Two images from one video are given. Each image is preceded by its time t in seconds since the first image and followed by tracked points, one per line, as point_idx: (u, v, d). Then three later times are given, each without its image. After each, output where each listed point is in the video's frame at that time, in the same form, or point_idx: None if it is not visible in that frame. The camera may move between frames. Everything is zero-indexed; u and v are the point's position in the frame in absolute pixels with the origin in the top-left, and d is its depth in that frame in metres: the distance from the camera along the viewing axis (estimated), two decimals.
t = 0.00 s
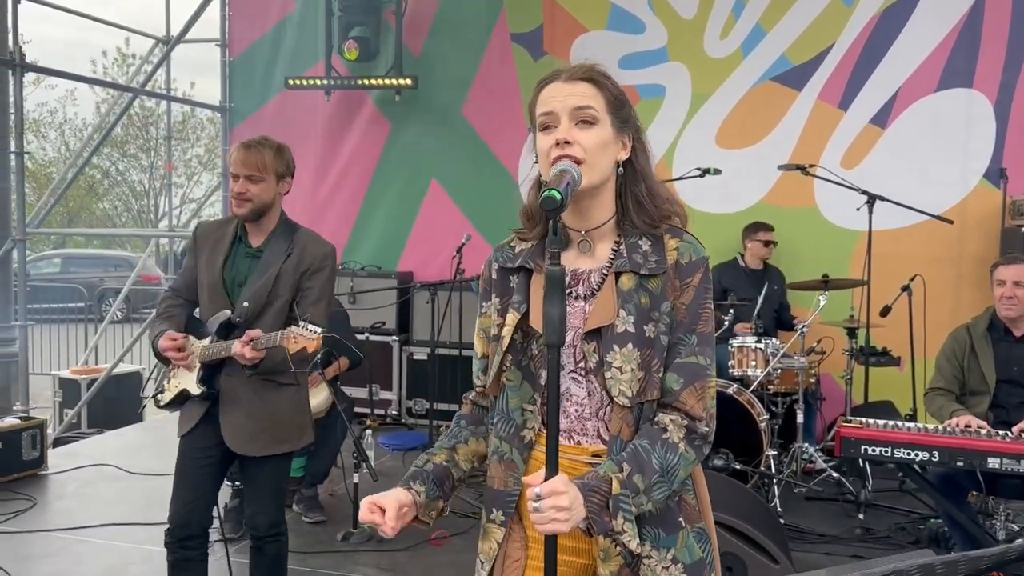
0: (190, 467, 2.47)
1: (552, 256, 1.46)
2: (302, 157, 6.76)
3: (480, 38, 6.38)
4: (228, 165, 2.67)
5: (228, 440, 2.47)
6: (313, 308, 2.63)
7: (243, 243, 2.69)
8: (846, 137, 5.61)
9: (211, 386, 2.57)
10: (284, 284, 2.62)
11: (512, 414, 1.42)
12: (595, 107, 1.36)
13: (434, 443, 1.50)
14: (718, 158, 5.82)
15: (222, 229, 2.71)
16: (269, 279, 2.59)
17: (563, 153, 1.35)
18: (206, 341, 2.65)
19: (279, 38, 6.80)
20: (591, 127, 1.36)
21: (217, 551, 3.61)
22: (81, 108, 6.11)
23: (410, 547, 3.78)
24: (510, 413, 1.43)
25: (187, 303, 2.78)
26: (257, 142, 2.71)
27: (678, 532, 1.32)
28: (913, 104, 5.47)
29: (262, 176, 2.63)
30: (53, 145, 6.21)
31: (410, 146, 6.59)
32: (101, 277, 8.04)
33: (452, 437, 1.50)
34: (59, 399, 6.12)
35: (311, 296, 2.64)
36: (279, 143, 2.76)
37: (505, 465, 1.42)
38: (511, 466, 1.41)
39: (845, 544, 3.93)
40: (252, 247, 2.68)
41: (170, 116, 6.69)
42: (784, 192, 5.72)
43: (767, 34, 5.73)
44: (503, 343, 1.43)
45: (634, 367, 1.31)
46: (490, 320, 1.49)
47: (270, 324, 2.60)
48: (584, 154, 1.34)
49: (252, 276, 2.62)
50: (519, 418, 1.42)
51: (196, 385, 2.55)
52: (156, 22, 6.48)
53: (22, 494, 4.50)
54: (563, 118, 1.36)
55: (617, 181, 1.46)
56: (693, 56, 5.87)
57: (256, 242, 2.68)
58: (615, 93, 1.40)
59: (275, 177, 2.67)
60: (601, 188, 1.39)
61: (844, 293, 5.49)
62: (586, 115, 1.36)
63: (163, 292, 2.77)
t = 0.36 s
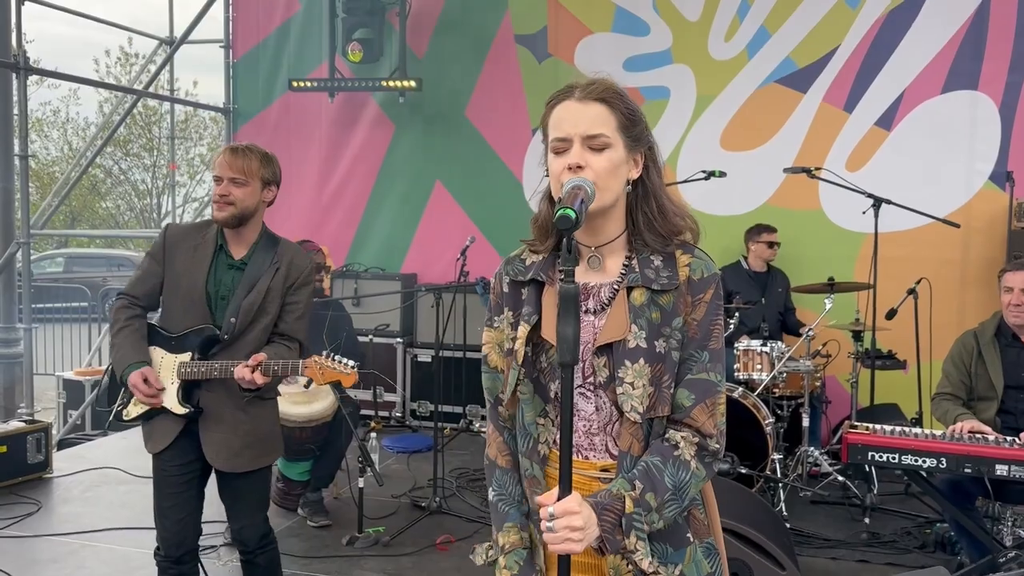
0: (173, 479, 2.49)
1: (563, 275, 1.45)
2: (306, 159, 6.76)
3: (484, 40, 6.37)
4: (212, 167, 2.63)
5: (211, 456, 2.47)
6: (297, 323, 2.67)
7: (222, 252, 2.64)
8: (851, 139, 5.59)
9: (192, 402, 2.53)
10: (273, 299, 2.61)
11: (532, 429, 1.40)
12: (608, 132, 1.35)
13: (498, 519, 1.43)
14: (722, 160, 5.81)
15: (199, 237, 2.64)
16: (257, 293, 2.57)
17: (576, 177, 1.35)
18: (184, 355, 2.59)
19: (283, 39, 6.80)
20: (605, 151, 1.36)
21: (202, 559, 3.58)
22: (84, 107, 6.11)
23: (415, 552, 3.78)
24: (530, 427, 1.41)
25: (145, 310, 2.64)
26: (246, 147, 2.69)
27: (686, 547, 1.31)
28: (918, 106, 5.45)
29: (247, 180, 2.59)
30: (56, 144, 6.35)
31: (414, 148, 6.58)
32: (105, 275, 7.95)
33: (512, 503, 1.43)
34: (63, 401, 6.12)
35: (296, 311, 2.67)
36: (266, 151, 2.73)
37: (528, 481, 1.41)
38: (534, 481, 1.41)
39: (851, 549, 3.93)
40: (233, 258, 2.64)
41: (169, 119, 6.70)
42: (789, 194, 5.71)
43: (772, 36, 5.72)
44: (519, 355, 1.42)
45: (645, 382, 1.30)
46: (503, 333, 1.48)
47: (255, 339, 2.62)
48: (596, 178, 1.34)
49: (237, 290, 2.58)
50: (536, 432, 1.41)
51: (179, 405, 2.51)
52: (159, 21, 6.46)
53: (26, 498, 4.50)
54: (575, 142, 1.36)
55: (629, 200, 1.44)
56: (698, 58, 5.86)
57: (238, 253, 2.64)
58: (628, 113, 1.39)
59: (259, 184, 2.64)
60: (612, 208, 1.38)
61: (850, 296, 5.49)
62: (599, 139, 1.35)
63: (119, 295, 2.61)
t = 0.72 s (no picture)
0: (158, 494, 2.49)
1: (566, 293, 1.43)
2: (308, 162, 6.74)
3: (486, 42, 6.35)
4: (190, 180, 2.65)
5: (190, 476, 2.46)
6: (273, 338, 2.68)
7: (193, 265, 2.63)
8: (855, 142, 5.56)
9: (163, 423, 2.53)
10: (248, 314, 2.61)
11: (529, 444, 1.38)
12: (621, 143, 1.33)
13: (469, 519, 1.45)
14: (726, 163, 5.78)
15: (168, 249, 2.62)
16: (231, 310, 2.56)
17: (588, 187, 1.32)
18: (156, 373, 2.56)
19: (285, 41, 6.77)
20: (618, 161, 1.33)
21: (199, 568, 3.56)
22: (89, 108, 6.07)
23: (417, 559, 3.76)
24: (527, 442, 1.39)
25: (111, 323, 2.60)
26: (224, 158, 2.70)
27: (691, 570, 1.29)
28: (923, 109, 5.42)
29: (226, 192, 2.61)
30: (58, 144, 6.23)
31: (417, 150, 6.56)
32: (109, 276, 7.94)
33: (485, 504, 1.44)
34: (66, 403, 6.10)
35: (271, 326, 2.68)
36: (244, 166, 2.75)
37: (522, 498, 1.38)
38: (527, 501, 1.38)
39: (855, 555, 3.91)
40: (206, 271, 2.63)
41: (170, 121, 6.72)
42: (793, 197, 5.68)
43: (775, 39, 5.69)
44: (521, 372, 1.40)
45: (651, 403, 1.27)
46: (501, 345, 1.46)
47: (230, 355, 2.61)
48: (608, 189, 1.31)
49: (211, 305, 2.57)
50: (536, 448, 1.39)
51: (151, 425, 2.50)
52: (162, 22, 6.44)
53: (27, 503, 4.49)
54: (589, 151, 1.33)
55: (637, 215, 1.42)
56: (702, 59, 5.83)
57: (209, 267, 2.64)
58: (643, 125, 1.37)
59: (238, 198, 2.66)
60: (622, 221, 1.36)
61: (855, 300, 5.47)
62: (612, 149, 1.32)
63: (82, 308, 2.57)
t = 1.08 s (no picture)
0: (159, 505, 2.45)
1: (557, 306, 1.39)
2: (307, 163, 6.72)
3: (485, 42, 6.32)
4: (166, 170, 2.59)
5: (183, 484, 2.41)
6: (263, 333, 2.62)
7: (174, 265, 2.58)
8: (855, 143, 5.53)
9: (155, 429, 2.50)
10: (232, 310, 2.55)
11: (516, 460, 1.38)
12: (608, 159, 1.31)
13: (457, 534, 1.44)
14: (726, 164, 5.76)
15: (148, 251, 2.58)
16: (213, 307, 2.50)
17: (575, 205, 1.30)
18: (145, 379, 2.55)
19: (284, 41, 6.76)
20: (605, 177, 1.31)
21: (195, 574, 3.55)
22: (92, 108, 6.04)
23: (414, 564, 3.74)
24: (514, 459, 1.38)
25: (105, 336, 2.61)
26: (204, 150, 2.65)
27: None
28: (924, 110, 5.39)
29: (206, 183, 2.57)
30: (61, 143, 6.25)
31: (416, 150, 6.54)
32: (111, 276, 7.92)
33: (474, 519, 1.43)
34: (66, 404, 6.08)
35: (260, 320, 2.61)
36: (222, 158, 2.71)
37: (511, 516, 1.37)
38: (517, 517, 1.37)
39: (855, 560, 3.88)
40: (186, 269, 2.58)
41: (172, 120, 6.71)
42: (793, 199, 5.65)
43: (775, 39, 5.67)
44: (505, 387, 1.39)
45: (637, 422, 1.25)
46: (490, 359, 1.43)
47: (219, 353, 2.56)
48: (594, 206, 1.29)
49: (193, 303, 2.52)
50: (522, 463, 1.39)
51: (141, 432, 2.48)
52: (163, 22, 6.43)
53: (24, 507, 4.48)
54: (575, 166, 1.31)
55: (625, 230, 1.41)
56: (702, 60, 5.81)
57: (190, 264, 2.59)
58: (630, 140, 1.35)
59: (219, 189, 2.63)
60: (608, 235, 1.34)
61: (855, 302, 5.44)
62: (598, 166, 1.30)
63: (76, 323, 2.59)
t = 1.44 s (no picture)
0: (173, 523, 2.27)
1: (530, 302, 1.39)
2: (304, 162, 6.73)
3: (482, 40, 6.32)
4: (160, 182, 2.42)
5: (197, 492, 2.23)
6: (267, 325, 2.39)
7: (179, 269, 2.46)
8: (851, 141, 5.52)
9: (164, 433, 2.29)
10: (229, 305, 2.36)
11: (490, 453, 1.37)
12: (575, 154, 1.31)
13: (437, 518, 1.45)
14: (721, 163, 5.76)
15: (160, 261, 2.49)
16: (209, 302, 2.33)
17: (543, 200, 1.30)
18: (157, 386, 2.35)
19: (281, 40, 6.76)
20: (572, 172, 1.31)
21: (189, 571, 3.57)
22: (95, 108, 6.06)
23: (406, 562, 3.76)
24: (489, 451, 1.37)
25: (144, 354, 2.51)
26: (194, 151, 2.47)
27: None
28: (920, 108, 5.38)
29: (205, 191, 2.41)
30: (65, 141, 6.32)
31: (412, 148, 6.54)
32: (112, 274, 7.95)
33: (452, 504, 1.44)
34: (65, 402, 6.09)
35: (262, 310, 2.40)
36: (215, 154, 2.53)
37: (484, 508, 1.37)
38: (489, 510, 1.37)
39: (848, 559, 3.89)
40: (189, 271, 2.44)
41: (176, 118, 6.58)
42: (789, 196, 5.65)
43: (772, 37, 5.66)
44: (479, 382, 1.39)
45: (606, 416, 1.26)
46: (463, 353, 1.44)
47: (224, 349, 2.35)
48: (563, 200, 1.30)
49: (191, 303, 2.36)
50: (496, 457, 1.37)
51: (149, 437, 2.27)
52: (161, 21, 6.44)
53: (20, 505, 4.49)
54: (542, 162, 1.31)
55: (594, 225, 1.41)
56: (697, 58, 5.80)
57: (192, 265, 2.44)
58: (597, 135, 1.35)
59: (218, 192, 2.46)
60: (580, 230, 1.35)
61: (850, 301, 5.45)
62: (565, 161, 1.31)
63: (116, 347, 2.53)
